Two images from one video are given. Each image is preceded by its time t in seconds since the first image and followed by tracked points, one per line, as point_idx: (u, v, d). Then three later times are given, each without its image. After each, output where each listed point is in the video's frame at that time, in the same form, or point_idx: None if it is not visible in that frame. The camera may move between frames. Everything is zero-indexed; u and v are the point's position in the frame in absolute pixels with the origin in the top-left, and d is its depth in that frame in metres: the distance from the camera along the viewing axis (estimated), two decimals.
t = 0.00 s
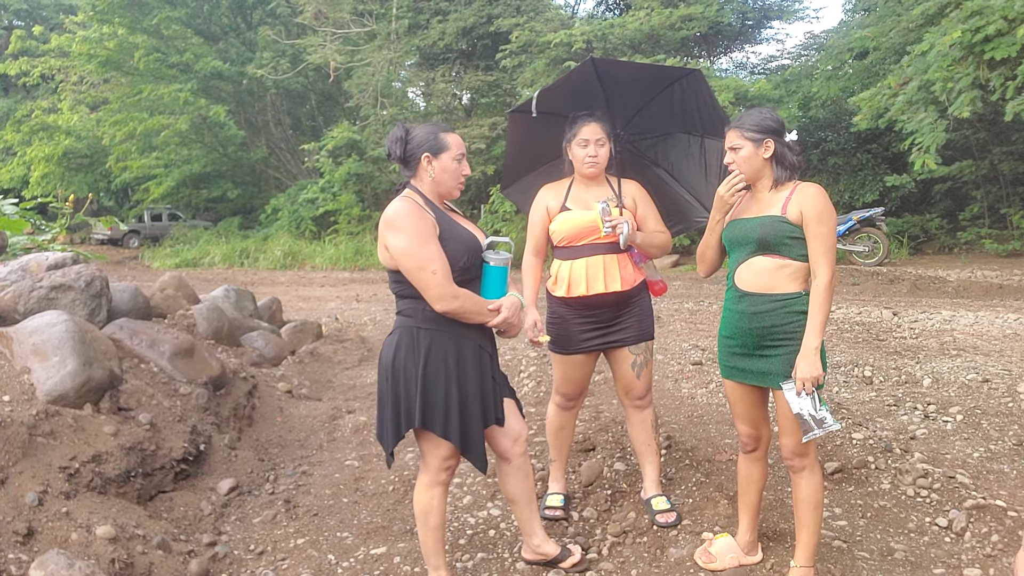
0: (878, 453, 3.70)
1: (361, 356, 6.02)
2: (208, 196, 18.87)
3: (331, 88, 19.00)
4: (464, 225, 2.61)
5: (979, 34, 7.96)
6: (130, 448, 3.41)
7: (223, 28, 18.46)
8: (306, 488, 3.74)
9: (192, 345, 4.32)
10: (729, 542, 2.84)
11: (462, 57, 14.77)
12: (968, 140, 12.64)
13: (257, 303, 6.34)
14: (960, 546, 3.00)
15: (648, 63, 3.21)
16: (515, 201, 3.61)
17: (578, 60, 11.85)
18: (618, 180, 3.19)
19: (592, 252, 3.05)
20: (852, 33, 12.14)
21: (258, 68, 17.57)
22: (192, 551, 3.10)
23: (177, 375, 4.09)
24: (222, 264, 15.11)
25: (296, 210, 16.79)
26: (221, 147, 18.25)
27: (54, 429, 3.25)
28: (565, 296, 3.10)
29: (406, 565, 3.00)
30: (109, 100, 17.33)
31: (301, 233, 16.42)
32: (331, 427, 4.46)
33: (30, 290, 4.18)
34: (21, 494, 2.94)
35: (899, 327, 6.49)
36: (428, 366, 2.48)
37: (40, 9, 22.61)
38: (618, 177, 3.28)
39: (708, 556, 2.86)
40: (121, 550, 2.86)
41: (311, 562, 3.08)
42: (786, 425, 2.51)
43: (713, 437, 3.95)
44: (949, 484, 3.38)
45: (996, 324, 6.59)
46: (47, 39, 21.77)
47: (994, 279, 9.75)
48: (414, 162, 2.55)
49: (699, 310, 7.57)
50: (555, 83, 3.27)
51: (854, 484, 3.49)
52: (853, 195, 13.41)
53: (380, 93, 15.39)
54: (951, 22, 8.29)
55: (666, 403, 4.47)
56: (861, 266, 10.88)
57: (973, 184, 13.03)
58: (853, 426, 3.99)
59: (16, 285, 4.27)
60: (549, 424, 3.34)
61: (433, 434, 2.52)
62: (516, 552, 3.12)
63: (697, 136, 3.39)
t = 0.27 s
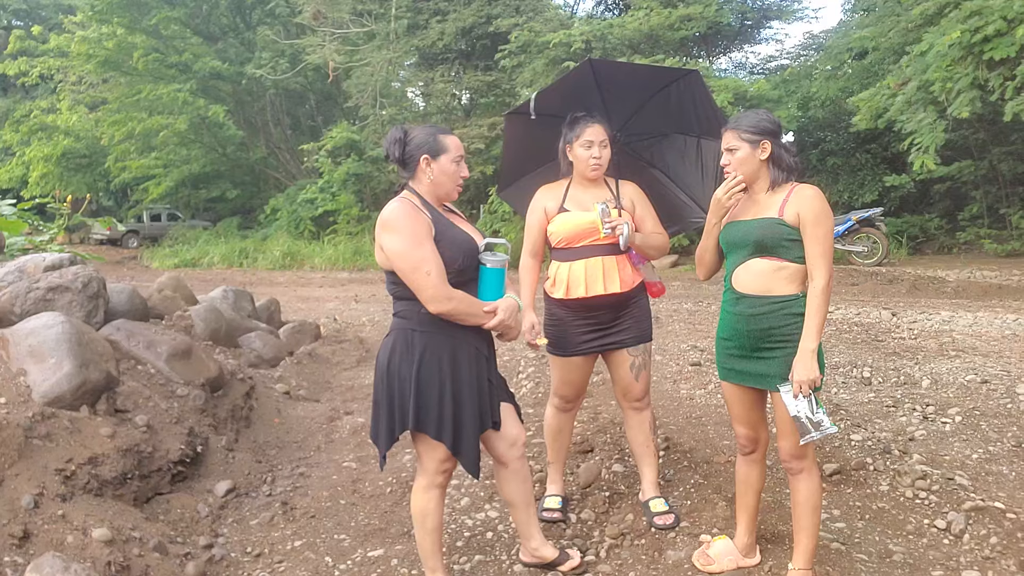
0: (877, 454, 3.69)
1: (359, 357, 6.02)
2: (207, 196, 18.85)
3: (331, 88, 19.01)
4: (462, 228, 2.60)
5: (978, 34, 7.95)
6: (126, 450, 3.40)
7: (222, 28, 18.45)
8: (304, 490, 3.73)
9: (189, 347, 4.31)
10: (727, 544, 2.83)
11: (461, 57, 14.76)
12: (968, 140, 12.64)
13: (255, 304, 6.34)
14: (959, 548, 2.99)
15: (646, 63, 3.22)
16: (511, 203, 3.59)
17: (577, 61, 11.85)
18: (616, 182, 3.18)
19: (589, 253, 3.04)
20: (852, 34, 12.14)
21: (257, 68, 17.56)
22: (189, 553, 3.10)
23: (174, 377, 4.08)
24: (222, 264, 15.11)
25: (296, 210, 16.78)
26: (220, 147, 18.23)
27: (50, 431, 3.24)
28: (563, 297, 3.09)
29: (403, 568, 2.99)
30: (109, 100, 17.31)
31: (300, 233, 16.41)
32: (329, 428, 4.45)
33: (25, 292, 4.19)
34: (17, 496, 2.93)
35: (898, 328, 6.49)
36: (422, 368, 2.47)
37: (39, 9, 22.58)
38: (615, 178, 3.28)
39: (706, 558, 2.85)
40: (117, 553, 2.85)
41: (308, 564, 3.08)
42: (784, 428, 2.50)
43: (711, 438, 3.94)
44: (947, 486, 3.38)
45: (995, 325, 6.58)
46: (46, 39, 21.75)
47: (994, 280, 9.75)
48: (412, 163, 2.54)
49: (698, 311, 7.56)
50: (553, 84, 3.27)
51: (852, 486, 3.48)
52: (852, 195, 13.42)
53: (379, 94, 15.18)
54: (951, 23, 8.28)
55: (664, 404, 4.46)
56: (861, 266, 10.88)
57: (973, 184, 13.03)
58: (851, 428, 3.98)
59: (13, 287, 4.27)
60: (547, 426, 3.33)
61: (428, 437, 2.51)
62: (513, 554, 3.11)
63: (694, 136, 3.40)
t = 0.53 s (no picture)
0: (876, 455, 3.69)
1: (359, 357, 6.01)
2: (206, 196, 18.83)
3: (329, 88, 19.01)
4: (462, 228, 2.60)
5: (977, 35, 7.97)
6: (126, 451, 3.40)
7: (221, 28, 18.45)
8: (303, 490, 3.73)
9: (188, 347, 4.30)
10: (726, 545, 2.84)
11: (460, 57, 14.76)
12: (966, 141, 12.66)
13: (254, 304, 6.34)
14: (958, 549, 2.99)
15: (646, 64, 3.22)
16: (510, 203, 3.60)
17: (576, 61, 11.87)
18: (616, 182, 3.18)
19: (589, 254, 3.04)
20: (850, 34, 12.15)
21: (256, 68, 17.55)
22: (189, 554, 3.09)
23: (174, 377, 4.08)
24: (221, 264, 15.10)
25: (295, 210, 16.78)
26: (219, 147, 18.21)
27: (49, 432, 3.24)
28: (564, 298, 3.09)
29: (402, 568, 2.99)
30: (107, 99, 17.29)
31: (299, 233, 16.40)
32: (329, 429, 4.45)
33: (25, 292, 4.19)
34: (16, 497, 2.93)
35: (897, 328, 6.49)
36: (421, 369, 2.47)
37: (38, 8, 22.55)
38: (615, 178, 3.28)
39: (706, 559, 2.86)
40: (117, 553, 2.85)
41: (308, 565, 3.08)
42: (783, 429, 2.50)
43: (711, 439, 3.95)
44: (946, 486, 3.38)
45: (993, 325, 6.59)
46: (44, 39, 21.71)
47: (992, 281, 9.76)
48: (413, 164, 2.54)
49: (697, 311, 7.57)
50: (554, 84, 3.26)
51: (851, 486, 3.49)
52: (850, 195, 13.44)
53: (378, 93, 15.45)
54: (950, 24, 8.28)
55: (664, 405, 4.47)
56: (859, 266, 10.88)
57: (971, 184, 13.05)
58: (850, 428, 3.98)
59: (12, 287, 4.27)
60: (547, 427, 3.33)
61: (428, 438, 2.51)
62: (513, 555, 3.11)
63: (693, 138, 3.40)
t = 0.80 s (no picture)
0: (876, 454, 3.69)
1: (358, 357, 6.01)
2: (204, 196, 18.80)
3: (328, 88, 19.02)
4: (463, 227, 2.60)
5: (975, 35, 7.98)
6: (125, 450, 3.40)
7: (219, 28, 18.44)
8: (302, 490, 3.72)
9: (187, 346, 4.30)
10: (726, 544, 2.83)
11: (459, 57, 14.74)
12: (965, 141, 12.67)
13: (253, 304, 6.33)
14: (957, 548, 2.99)
15: (648, 64, 3.20)
16: (508, 200, 3.60)
17: (576, 60, 11.87)
18: (616, 181, 3.18)
19: (590, 253, 3.04)
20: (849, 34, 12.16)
21: (255, 68, 17.54)
22: (187, 554, 3.09)
23: (173, 377, 4.07)
24: (219, 264, 15.09)
25: (293, 210, 16.77)
26: (218, 146, 18.19)
27: (48, 431, 3.24)
28: (563, 297, 3.09)
29: (402, 568, 2.98)
30: (106, 99, 17.27)
31: (298, 233, 16.39)
32: (328, 428, 4.44)
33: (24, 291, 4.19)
34: (15, 497, 2.92)
35: (896, 328, 6.49)
36: (421, 370, 2.47)
37: (36, 8, 22.52)
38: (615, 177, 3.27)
39: (705, 558, 2.86)
40: (116, 553, 2.85)
41: (306, 564, 3.07)
42: (782, 429, 2.50)
43: (710, 438, 3.94)
44: (945, 486, 3.38)
45: (993, 325, 6.59)
46: (42, 38, 21.68)
47: (992, 280, 9.76)
48: (414, 163, 2.53)
49: (696, 311, 7.56)
50: (554, 83, 3.25)
51: (851, 486, 3.48)
52: (849, 195, 13.46)
53: (377, 93, 15.48)
54: (949, 23, 8.28)
55: (663, 404, 4.47)
56: (858, 266, 10.88)
57: (970, 184, 13.06)
58: (849, 428, 3.98)
59: (11, 287, 4.27)
60: (546, 427, 3.33)
61: (428, 439, 2.51)
62: (512, 555, 3.11)
63: (692, 137, 3.40)
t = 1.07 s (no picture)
0: (872, 455, 3.70)
1: (356, 358, 6.01)
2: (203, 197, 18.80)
3: (327, 89, 19.03)
4: (462, 230, 2.61)
5: (973, 36, 8.00)
6: (123, 452, 3.40)
7: (218, 29, 18.46)
8: (301, 492, 3.72)
9: (185, 348, 4.30)
10: (723, 545, 2.84)
11: (458, 58, 14.75)
12: (963, 141, 12.70)
13: (251, 305, 6.33)
14: (954, 549, 3.00)
15: (648, 67, 3.21)
16: (507, 200, 3.61)
17: (574, 61, 11.89)
18: (614, 183, 3.19)
19: (588, 255, 3.05)
20: (847, 35, 12.18)
21: (253, 69, 17.54)
22: (186, 555, 3.09)
23: (171, 378, 4.08)
24: (218, 265, 15.10)
25: (292, 210, 16.77)
26: (216, 147, 18.18)
27: (46, 433, 3.24)
28: (562, 299, 3.10)
29: (400, 569, 2.99)
30: (104, 100, 17.25)
31: (297, 234, 16.41)
32: (326, 430, 4.45)
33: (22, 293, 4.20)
34: (13, 499, 2.92)
35: (894, 329, 6.51)
36: (418, 372, 2.47)
37: (34, 9, 22.51)
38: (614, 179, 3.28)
39: (702, 560, 2.86)
40: (114, 555, 2.85)
41: (305, 566, 3.07)
42: (778, 431, 2.51)
43: (707, 439, 3.95)
44: (943, 487, 3.39)
45: (990, 326, 6.60)
46: (40, 39, 21.65)
47: (989, 281, 9.78)
48: (414, 165, 2.54)
49: (694, 312, 7.58)
50: (554, 85, 3.25)
51: (848, 487, 3.49)
52: (847, 196, 13.50)
53: (376, 94, 15.52)
54: (946, 24, 8.31)
55: (661, 405, 4.48)
56: (856, 267, 10.90)
57: (968, 185, 13.08)
58: (847, 429, 3.99)
59: (8, 289, 4.27)
60: (544, 429, 3.34)
61: (425, 441, 2.51)
62: (510, 556, 3.12)
63: (691, 141, 3.40)
